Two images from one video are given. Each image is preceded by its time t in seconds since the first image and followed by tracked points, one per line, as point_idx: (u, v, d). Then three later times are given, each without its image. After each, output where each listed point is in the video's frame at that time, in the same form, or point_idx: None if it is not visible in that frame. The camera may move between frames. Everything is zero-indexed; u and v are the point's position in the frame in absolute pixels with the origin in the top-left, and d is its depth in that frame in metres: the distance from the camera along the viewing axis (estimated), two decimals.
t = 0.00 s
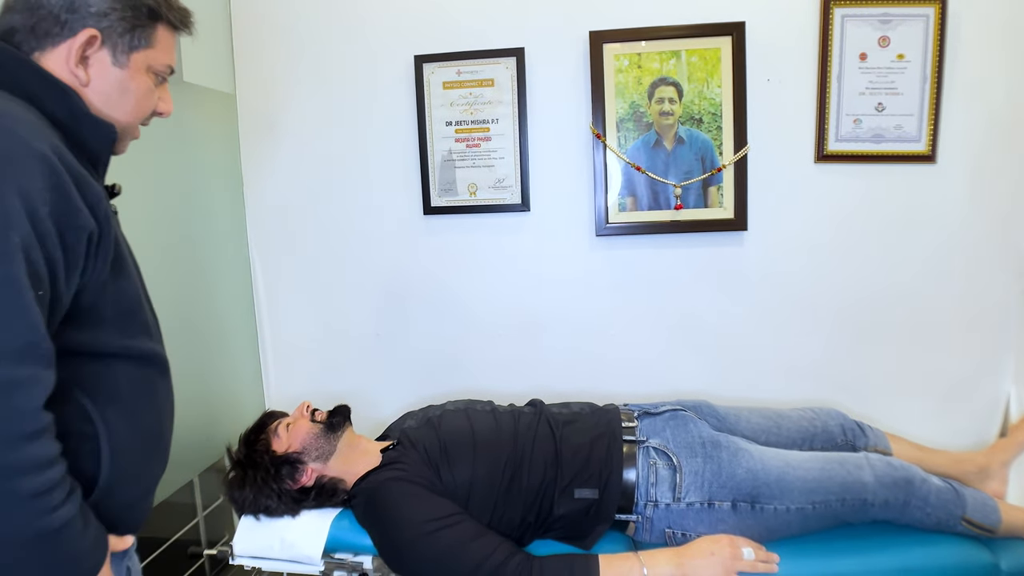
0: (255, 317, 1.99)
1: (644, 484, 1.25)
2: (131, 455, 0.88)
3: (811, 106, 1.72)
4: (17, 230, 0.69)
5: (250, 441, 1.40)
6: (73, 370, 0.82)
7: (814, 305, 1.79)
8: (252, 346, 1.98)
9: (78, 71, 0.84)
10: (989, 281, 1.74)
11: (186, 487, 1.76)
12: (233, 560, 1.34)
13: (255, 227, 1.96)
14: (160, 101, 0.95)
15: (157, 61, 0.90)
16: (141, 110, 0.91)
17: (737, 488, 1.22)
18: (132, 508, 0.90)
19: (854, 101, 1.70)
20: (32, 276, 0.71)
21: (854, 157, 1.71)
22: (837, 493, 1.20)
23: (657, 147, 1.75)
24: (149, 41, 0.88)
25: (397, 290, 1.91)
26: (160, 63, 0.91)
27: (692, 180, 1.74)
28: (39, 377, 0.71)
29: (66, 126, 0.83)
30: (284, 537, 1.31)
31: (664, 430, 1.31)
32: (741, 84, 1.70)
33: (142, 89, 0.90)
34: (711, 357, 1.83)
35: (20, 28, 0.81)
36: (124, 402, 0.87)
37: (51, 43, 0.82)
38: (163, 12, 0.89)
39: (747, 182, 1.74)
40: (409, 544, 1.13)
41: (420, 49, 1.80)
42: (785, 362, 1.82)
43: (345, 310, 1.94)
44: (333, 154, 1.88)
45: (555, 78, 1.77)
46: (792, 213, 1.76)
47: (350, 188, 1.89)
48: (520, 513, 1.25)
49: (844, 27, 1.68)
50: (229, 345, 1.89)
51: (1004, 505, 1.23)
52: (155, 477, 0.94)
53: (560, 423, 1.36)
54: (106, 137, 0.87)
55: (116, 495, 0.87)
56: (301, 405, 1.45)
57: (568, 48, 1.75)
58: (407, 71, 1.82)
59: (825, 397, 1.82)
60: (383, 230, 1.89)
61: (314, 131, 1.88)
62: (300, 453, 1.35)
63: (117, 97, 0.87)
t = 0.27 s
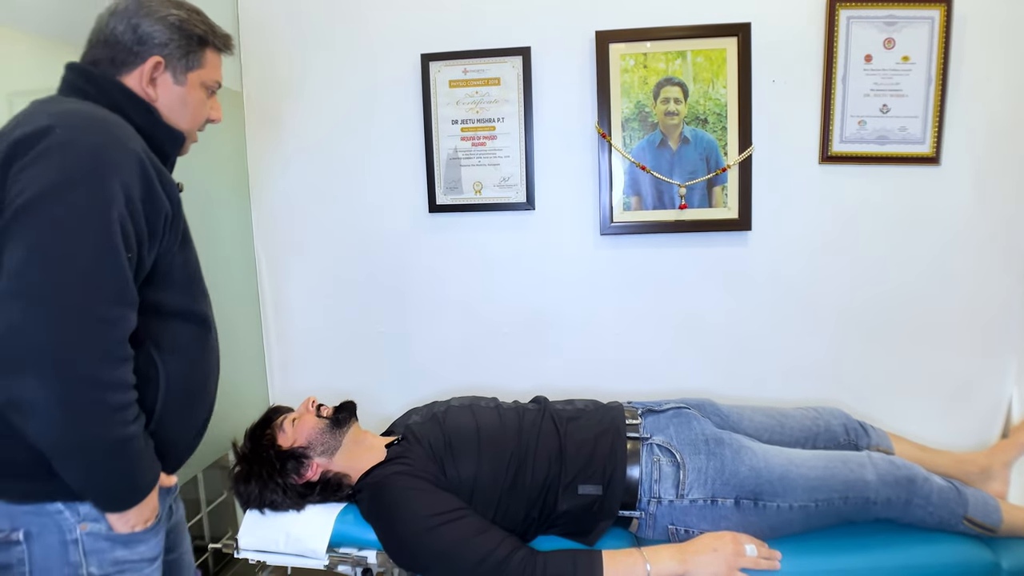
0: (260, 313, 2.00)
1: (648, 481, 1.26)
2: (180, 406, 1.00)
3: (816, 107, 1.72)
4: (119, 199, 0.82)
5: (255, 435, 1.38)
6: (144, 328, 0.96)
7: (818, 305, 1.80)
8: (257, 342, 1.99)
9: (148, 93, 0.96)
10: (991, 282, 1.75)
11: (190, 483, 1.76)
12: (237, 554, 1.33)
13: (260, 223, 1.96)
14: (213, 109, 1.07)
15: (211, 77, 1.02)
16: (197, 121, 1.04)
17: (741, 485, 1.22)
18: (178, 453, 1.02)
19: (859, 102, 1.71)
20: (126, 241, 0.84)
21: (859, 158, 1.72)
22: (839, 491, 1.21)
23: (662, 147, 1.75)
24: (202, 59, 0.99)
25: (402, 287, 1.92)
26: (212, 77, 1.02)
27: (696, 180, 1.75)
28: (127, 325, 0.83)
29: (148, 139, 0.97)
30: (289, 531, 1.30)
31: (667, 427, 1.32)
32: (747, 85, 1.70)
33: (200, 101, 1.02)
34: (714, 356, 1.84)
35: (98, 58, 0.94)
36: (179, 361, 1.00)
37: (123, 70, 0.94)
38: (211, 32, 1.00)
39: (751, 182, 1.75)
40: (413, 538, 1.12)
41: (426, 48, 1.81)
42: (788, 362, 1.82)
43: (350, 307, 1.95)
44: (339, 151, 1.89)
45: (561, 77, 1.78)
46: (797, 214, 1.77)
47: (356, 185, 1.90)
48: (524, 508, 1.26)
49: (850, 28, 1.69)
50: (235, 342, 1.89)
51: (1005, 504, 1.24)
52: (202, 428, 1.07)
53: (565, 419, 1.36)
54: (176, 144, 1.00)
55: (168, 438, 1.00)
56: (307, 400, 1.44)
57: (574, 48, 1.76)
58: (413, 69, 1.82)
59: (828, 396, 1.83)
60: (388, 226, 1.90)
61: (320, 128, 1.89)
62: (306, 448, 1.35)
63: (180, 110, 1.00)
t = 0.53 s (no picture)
0: (265, 309, 2.01)
1: (653, 475, 1.27)
2: (199, 361, 1.13)
3: (820, 107, 1.74)
4: (157, 166, 0.96)
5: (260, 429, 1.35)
6: (171, 289, 1.09)
7: (821, 304, 1.81)
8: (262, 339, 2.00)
9: (196, 89, 1.15)
10: (993, 282, 1.76)
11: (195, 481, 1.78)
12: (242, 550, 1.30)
13: (266, 220, 1.97)
14: (252, 108, 1.25)
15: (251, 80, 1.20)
16: (239, 115, 1.22)
17: (745, 480, 1.23)
18: (196, 404, 1.15)
19: (863, 103, 1.72)
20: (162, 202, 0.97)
21: (862, 158, 1.73)
22: (842, 486, 1.22)
23: (667, 147, 1.76)
24: (243, 65, 1.18)
25: (407, 284, 1.93)
26: (253, 79, 1.21)
27: (701, 179, 1.76)
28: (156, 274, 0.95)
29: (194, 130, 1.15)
30: (295, 526, 1.27)
31: (672, 423, 1.33)
32: (751, 85, 1.71)
33: (241, 101, 1.21)
34: (717, 354, 1.85)
35: (157, 62, 1.13)
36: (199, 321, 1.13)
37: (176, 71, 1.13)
38: (254, 46, 1.19)
39: (755, 182, 1.76)
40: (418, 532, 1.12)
41: (432, 46, 1.82)
42: (791, 360, 1.83)
43: (355, 304, 1.96)
44: (345, 148, 1.90)
45: (566, 76, 1.79)
46: (800, 213, 1.78)
47: (362, 183, 1.91)
48: (529, 502, 1.26)
49: (855, 29, 1.70)
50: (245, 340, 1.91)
51: (1006, 500, 1.25)
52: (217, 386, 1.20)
53: (569, 414, 1.37)
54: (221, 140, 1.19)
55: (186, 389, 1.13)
56: (313, 395, 1.40)
57: (579, 47, 1.77)
58: (420, 67, 1.83)
59: (831, 395, 1.84)
60: (394, 223, 1.91)
61: (326, 126, 1.90)
62: (312, 444, 1.31)
63: (223, 107, 1.19)
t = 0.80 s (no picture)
0: (258, 306, 2.00)
1: (648, 470, 1.27)
2: (213, 352, 1.19)
3: (812, 103, 1.75)
4: (185, 180, 1.02)
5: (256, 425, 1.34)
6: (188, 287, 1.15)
7: (813, 299, 1.82)
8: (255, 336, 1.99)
9: (206, 90, 1.18)
10: (984, 277, 1.77)
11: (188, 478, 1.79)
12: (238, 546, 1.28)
13: (259, 217, 1.96)
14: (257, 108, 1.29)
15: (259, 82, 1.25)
16: (247, 115, 1.26)
17: (739, 474, 1.24)
18: (210, 393, 1.21)
19: (855, 99, 1.73)
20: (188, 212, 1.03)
21: (854, 154, 1.74)
22: (835, 479, 1.23)
23: (660, 143, 1.77)
24: (251, 68, 1.22)
25: (401, 280, 1.92)
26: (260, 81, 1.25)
27: (694, 175, 1.77)
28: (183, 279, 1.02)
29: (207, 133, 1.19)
30: (292, 522, 1.26)
31: (667, 417, 1.33)
32: (744, 81, 1.72)
33: (248, 103, 1.25)
34: (712, 349, 1.86)
35: (167, 62, 1.16)
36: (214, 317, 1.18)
37: (187, 72, 1.16)
38: (263, 50, 1.23)
39: (748, 178, 1.77)
40: (414, 527, 1.12)
41: (426, 42, 1.82)
42: (784, 354, 1.85)
43: (349, 300, 1.95)
44: (338, 144, 1.89)
45: (560, 73, 1.79)
46: (793, 209, 1.79)
47: (356, 179, 1.90)
48: (525, 497, 1.26)
49: (846, 26, 1.71)
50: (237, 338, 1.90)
51: (996, 492, 1.27)
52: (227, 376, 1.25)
53: (565, 409, 1.37)
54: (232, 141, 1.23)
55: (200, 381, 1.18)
56: (308, 391, 1.40)
57: (573, 44, 1.77)
58: (413, 63, 1.83)
59: (824, 388, 1.86)
60: (387, 220, 1.90)
61: (320, 123, 1.89)
62: (308, 440, 1.30)
63: (231, 109, 1.22)
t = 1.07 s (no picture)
0: (253, 304, 2.00)
1: (643, 463, 1.28)
2: (225, 348, 1.25)
3: (803, 99, 1.76)
4: (193, 198, 1.05)
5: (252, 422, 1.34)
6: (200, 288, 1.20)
7: (806, 294, 1.83)
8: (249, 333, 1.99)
9: (205, 94, 1.18)
10: (974, 270, 1.79)
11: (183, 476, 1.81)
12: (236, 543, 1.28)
13: (253, 215, 1.96)
14: (263, 105, 1.28)
15: (261, 82, 1.23)
16: (250, 116, 1.25)
17: (733, 466, 1.25)
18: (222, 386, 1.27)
19: (846, 95, 1.74)
20: (196, 227, 1.06)
21: (846, 150, 1.76)
22: (828, 471, 1.24)
23: (654, 139, 1.78)
24: (251, 69, 1.20)
25: (396, 277, 1.93)
26: (263, 80, 1.23)
27: (687, 171, 1.78)
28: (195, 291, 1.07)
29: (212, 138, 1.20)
30: (289, 518, 1.25)
31: (661, 411, 1.34)
32: (737, 77, 1.73)
33: (251, 104, 1.24)
34: (705, 343, 1.87)
35: (168, 66, 1.16)
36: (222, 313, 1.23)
37: (186, 77, 1.16)
38: (264, 48, 1.20)
39: (741, 173, 1.78)
40: (411, 523, 1.12)
41: (419, 40, 1.82)
42: (778, 348, 1.86)
43: (345, 297, 1.95)
44: (333, 141, 1.89)
45: (553, 69, 1.79)
46: (786, 204, 1.80)
47: (350, 176, 1.90)
48: (521, 492, 1.26)
49: (837, 23, 1.72)
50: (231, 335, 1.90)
51: (987, 482, 1.28)
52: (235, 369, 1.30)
53: (560, 404, 1.38)
54: (232, 144, 1.24)
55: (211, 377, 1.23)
56: (304, 387, 1.40)
57: (567, 40, 1.78)
58: (407, 60, 1.83)
59: (818, 381, 1.87)
60: (382, 217, 1.91)
61: (315, 121, 1.89)
62: (305, 436, 1.31)
63: (233, 109, 1.22)
